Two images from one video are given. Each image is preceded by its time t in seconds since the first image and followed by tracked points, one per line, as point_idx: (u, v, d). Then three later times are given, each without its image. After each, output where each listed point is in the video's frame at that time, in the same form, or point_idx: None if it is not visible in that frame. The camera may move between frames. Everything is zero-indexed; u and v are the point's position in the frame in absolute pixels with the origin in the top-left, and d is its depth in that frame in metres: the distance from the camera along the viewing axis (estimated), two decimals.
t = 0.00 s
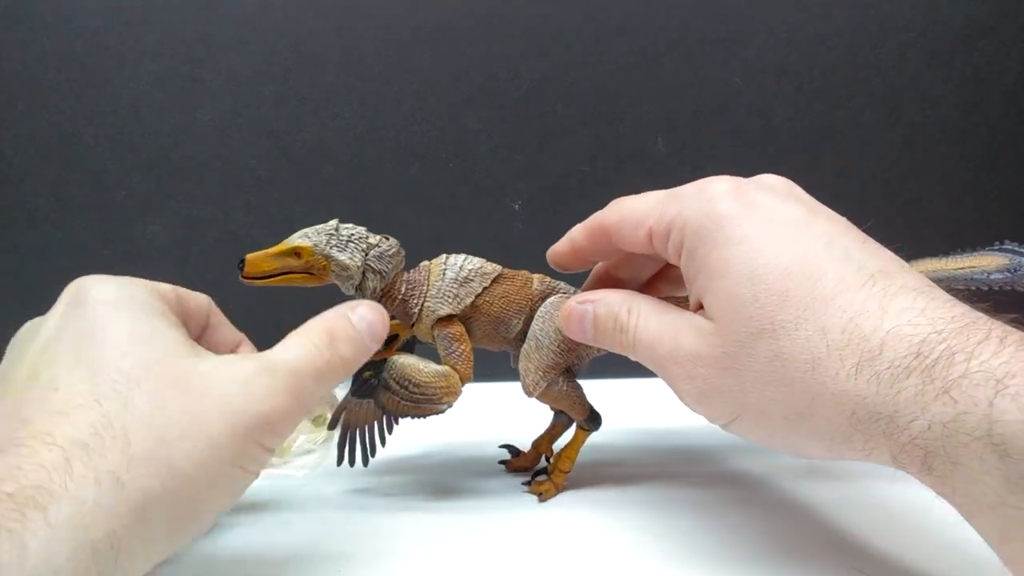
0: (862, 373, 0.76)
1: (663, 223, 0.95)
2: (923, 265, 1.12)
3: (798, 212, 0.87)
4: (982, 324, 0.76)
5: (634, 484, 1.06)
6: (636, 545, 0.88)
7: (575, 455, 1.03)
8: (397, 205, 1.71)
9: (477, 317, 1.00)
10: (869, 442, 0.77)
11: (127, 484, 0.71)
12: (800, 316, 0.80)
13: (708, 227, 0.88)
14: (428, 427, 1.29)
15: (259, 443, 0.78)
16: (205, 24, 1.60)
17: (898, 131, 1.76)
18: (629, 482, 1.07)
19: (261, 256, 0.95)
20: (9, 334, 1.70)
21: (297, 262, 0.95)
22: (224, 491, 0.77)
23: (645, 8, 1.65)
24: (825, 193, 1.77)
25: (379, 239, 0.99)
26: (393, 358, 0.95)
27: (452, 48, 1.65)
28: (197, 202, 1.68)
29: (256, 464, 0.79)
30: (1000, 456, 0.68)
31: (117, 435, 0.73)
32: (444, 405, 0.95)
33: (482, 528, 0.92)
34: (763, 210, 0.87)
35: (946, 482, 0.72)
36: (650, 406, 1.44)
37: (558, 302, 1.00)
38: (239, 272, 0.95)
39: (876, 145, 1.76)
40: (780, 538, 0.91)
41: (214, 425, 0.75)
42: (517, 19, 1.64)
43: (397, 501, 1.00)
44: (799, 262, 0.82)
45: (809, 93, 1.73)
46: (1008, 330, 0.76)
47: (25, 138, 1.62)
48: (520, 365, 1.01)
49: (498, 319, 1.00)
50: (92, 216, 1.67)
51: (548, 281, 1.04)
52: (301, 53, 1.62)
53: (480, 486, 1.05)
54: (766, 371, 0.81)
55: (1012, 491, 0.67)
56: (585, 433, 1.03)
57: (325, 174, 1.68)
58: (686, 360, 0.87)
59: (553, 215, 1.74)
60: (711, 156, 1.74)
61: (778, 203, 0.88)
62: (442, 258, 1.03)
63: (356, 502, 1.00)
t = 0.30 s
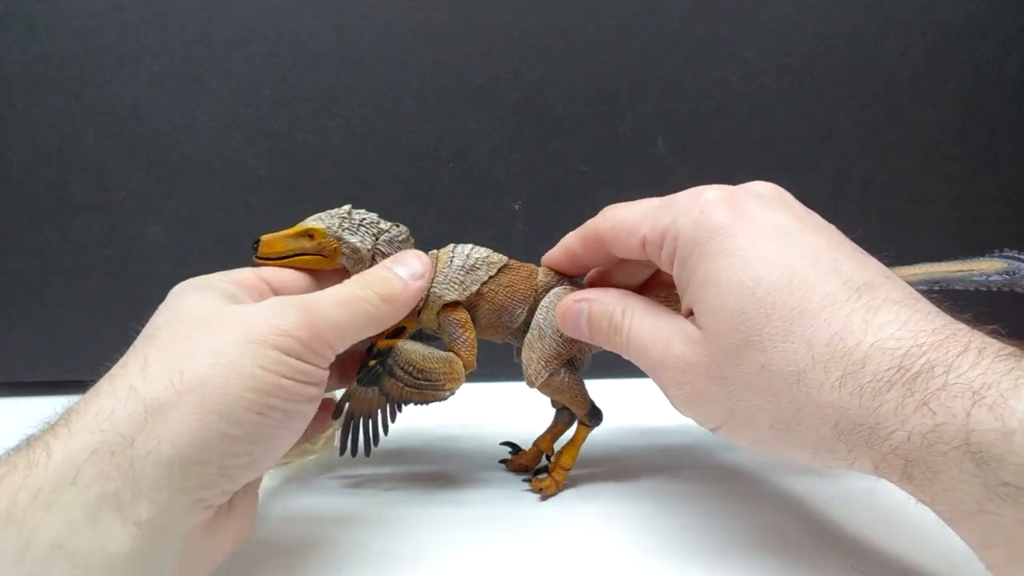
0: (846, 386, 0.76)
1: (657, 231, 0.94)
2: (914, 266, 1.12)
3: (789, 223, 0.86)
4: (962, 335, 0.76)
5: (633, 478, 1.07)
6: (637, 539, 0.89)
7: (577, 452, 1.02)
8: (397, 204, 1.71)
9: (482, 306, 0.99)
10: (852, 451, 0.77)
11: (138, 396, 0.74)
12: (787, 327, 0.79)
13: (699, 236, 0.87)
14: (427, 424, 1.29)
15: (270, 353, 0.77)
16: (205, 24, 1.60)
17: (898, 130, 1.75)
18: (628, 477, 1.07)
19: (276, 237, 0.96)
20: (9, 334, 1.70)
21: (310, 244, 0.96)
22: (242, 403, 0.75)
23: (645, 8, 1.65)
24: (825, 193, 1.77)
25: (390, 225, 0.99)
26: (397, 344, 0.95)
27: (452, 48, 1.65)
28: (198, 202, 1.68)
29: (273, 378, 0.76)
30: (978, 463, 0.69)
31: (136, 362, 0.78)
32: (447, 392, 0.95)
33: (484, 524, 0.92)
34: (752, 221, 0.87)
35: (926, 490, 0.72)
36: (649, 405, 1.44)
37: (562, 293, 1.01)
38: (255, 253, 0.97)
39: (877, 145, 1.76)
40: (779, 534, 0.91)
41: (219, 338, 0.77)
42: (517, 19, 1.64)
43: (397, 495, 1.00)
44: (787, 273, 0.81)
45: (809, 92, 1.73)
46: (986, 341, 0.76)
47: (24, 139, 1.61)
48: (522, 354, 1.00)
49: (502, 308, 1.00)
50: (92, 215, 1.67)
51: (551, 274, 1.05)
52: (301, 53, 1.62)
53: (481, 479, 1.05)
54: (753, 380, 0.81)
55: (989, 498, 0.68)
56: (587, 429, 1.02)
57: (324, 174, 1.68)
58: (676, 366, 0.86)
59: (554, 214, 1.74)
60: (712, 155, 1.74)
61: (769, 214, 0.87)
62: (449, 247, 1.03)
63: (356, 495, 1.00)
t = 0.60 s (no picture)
0: (866, 432, 0.67)
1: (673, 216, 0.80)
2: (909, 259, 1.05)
3: (836, 221, 0.70)
4: (996, 373, 0.66)
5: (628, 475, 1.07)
6: (637, 537, 0.89)
7: (576, 447, 1.02)
8: (397, 204, 1.71)
9: (482, 300, 0.99)
10: (859, 493, 0.70)
11: (156, 374, 0.74)
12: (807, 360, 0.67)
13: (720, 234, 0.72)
14: (426, 424, 1.29)
15: (284, 329, 0.78)
16: (205, 24, 1.60)
17: (898, 130, 1.76)
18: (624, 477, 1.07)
19: (277, 232, 0.95)
20: (8, 334, 1.69)
21: (311, 239, 0.95)
22: (261, 376, 0.75)
23: (645, 8, 1.65)
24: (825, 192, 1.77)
25: (391, 221, 0.99)
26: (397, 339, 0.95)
27: (452, 47, 1.65)
28: (197, 202, 1.68)
29: (289, 352, 0.77)
30: (993, 527, 0.62)
31: (149, 345, 0.78)
32: (447, 387, 0.94)
33: (485, 521, 0.92)
34: (791, 216, 0.70)
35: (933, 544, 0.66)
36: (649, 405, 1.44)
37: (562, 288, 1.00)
38: (254, 248, 0.96)
39: (877, 145, 1.76)
40: (777, 529, 0.90)
41: (234, 319, 0.77)
42: (518, 19, 1.64)
43: (394, 492, 1.00)
44: (818, 293, 0.67)
45: (809, 92, 1.73)
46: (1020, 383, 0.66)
47: (25, 139, 1.62)
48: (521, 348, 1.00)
49: (502, 303, 0.99)
50: (92, 215, 1.67)
51: (550, 269, 1.04)
52: (302, 53, 1.63)
53: (477, 477, 1.06)
54: (760, 412, 0.71)
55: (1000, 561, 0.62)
56: (585, 423, 1.03)
57: (324, 175, 1.68)
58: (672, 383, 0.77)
59: (554, 215, 1.74)
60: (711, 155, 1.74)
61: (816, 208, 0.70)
62: (449, 242, 1.02)
63: (353, 494, 0.99)
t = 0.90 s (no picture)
0: (842, 471, 0.73)
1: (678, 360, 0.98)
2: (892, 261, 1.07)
3: (791, 348, 0.88)
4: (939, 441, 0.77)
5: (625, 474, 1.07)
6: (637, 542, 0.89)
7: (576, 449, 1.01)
8: (397, 204, 1.70)
9: (482, 302, 0.98)
10: (839, 541, 0.71)
11: (151, 377, 0.73)
12: (781, 420, 0.77)
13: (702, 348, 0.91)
14: (424, 426, 1.28)
15: (281, 332, 0.77)
16: (205, 24, 1.60)
17: (899, 130, 1.75)
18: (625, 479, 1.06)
19: (275, 233, 0.95)
20: (8, 334, 1.69)
21: (309, 240, 0.94)
22: (258, 379, 0.74)
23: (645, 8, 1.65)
24: (826, 193, 1.76)
25: (389, 222, 0.99)
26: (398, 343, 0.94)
27: (452, 46, 1.64)
28: (197, 202, 1.68)
29: (286, 354, 0.77)
30: (967, 559, 0.66)
31: (144, 347, 0.77)
32: (447, 390, 0.95)
33: (486, 523, 0.92)
34: (751, 338, 0.89)
35: None
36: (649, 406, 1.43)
37: (563, 289, 1.00)
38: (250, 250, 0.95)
39: (878, 145, 1.75)
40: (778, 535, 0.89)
41: (228, 322, 0.77)
42: (517, 18, 1.63)
43: (392, 495, 0.99)
44: (791, 373, 0.82)
45: (810, 93, 1.72)
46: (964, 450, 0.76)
47: (24, 138, 1.61)
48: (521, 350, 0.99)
49: (503, 304, 0.98)
50: (92, 216, 1.67)
51: (551, 271, 1.03)
52: (301, 52, 1.62)
53: (474, 479, 1.05)
54: (747, 468, 0.75)
55: None
56: (585, 425, 1.02)
57: (323, 175, 1.68)
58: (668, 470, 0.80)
59: (554, 215, 1.74)
60: (712, 155, 1.74)
61: (776, 338, 0.91)
62: (449, 244, 1.02)
63: (350, 496, 0.99)
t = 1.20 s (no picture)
0: (778, 440, 0.77)
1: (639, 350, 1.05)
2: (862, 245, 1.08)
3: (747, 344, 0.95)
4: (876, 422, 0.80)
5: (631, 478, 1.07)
6: (644, 541, 0.90)
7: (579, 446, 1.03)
8: (398, 204, 1.71)
9: (487, 303, 0.99)
10: (776, 507, 0.75)
11: (159, 386, 0.75)
12: (725, 399, 0.83)
13: (662, 341, 0.98)
14: (425, 426, 1.29)
15: (291, 343, 0.78)
16: (206, 24, 1.60)
17: (897, 131, 1.76)
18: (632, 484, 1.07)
19: (277, 245, 0.94)
20: (9, 334, 1.69)
21: (312, 250, 0.94)
22: (264, 389, 0.75)
23: (645, 8, 1.65)
24: (825, 193, 1.77)
25: (391, 228, 1.00)
26: (404, 346, 0.95)
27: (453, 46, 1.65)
28: (198, 202, 1.69)
29: (291, 366, 0.77)
30: (893, 522, 0.69)
31: (154, 353, 0.79)
32: (458, 392, 0.95)
33: (494, 527, 0.92)
34: (709, 333, 0.96)
35: (850, 553, 0.71)
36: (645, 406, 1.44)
37: (566, 287, 1.00)
38: (254, 262, 0.94)
39: (876, 145, 1.76)
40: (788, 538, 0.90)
41: (238, 331, 0.78)
42: (517, 19, 1.64)
43: (399, 500, 0.99)
44: (737, 359, 0.89)
45: (809, 93, 1.73)
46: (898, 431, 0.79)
47: (25, 138, 1.61)
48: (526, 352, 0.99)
49: (507, 305, 0.99)
50: (93, 216, 1.67)
51: (551, 269, 1.04)
52: (302, 53, 1.63)
53: (481, 482, 1.05)
54: (693, 440, 0.81)
55: (908, 560, 0.68)
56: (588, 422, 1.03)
57: (324, 175, 1.69)
58: (625, 441, 0.87)
59: (554, 215, 1.74)
60: (711, 156, 1.74)
61: (734, 335, 0.97)
62: (451, 247, 1.02)
63: (357, 501, 0.99)
